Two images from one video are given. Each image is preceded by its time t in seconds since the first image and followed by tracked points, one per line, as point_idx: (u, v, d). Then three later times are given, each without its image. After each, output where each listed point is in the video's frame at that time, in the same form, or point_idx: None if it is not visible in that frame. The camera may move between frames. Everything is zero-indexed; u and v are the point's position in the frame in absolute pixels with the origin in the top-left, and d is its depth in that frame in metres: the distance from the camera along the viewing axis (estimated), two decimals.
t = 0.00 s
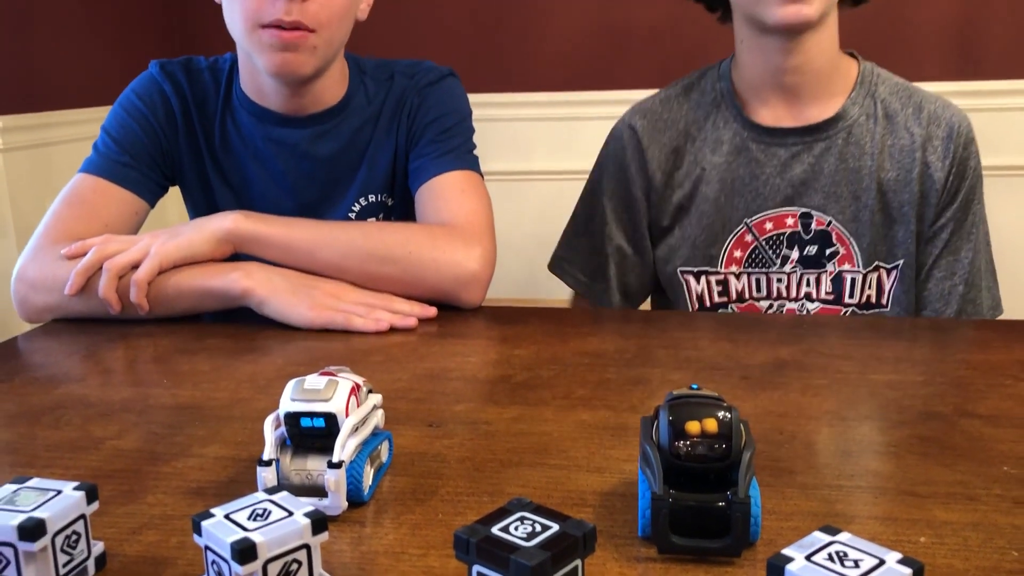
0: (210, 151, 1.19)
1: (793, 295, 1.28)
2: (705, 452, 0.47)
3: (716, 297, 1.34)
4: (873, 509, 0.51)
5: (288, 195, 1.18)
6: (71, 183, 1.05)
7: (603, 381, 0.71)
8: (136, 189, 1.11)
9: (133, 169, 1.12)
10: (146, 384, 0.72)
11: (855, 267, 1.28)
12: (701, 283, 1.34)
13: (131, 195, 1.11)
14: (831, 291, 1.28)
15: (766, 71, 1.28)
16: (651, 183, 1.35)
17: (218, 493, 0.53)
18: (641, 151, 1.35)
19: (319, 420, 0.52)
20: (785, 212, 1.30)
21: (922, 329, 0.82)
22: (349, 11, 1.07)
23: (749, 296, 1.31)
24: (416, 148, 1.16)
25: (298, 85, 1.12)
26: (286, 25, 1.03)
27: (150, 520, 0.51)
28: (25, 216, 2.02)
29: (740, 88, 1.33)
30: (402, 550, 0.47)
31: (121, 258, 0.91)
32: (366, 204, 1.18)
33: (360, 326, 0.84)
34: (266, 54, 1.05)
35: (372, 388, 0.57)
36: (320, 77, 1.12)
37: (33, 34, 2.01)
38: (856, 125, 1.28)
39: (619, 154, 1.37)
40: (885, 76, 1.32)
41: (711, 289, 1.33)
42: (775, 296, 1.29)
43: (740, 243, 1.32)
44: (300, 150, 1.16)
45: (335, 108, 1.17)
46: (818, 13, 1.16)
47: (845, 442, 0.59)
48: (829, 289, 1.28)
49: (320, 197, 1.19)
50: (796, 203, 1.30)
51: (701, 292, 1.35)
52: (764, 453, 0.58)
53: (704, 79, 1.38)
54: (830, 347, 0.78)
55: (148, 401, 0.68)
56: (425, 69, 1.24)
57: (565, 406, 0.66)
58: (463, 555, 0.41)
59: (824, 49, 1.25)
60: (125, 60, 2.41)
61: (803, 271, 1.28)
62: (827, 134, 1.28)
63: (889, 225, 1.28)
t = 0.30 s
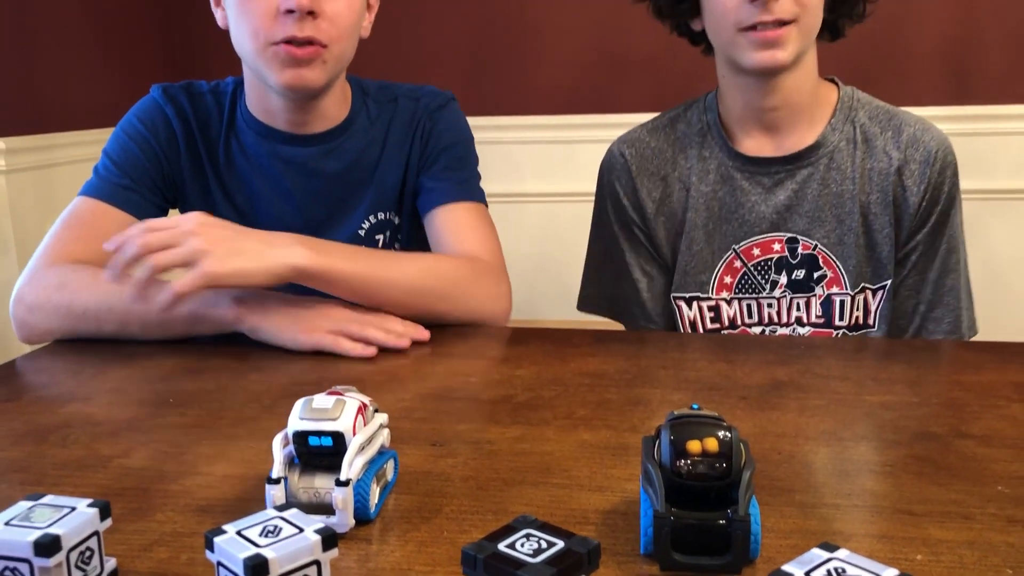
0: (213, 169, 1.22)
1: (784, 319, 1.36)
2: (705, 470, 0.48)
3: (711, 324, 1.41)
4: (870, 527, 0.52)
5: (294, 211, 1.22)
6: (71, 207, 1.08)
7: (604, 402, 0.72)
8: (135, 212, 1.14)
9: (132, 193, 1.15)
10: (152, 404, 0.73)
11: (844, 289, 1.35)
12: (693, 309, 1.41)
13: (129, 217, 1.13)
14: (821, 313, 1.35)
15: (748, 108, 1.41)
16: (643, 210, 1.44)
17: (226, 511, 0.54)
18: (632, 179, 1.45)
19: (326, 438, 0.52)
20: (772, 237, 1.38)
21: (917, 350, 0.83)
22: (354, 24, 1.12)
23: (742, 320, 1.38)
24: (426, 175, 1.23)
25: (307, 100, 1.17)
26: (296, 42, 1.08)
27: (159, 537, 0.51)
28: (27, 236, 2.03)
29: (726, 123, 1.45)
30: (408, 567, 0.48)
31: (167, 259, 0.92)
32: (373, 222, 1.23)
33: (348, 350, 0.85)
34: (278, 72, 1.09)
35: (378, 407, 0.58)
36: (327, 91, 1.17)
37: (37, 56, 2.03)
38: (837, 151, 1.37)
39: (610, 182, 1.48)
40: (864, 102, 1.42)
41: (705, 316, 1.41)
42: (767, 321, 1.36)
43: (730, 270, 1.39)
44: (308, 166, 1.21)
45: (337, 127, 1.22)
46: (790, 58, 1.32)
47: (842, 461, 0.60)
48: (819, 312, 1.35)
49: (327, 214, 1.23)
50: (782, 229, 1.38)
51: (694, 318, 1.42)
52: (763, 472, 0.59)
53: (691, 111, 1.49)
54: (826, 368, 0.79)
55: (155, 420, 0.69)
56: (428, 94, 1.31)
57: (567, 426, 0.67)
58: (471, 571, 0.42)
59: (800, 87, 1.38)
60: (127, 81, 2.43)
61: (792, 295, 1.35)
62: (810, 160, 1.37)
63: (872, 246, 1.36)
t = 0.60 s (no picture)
0: (224, 186, 1.25)
1: (781, 341, 1.37)
2: (709, 485, 0.49)
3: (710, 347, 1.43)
4: (870, 542, 0.53)
5: (303, 229, 1.25)
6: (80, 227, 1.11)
7: (606, 419, 0.73)
8: (144, 230, 1.16)
9: (143, 211, 1.17)
10: (159, 420, 0.74)
11: (840, 310, 1.36)
12: (692, 331, 1.43)
13: (138, 235, 1.15)
14: (818, 335, 1.36)
15: (739, 135, 1.44)
16: (641, 236, 1.44)
17: (237, 525, 0.55)
18: (628, 206, 1.45)
19: (336, 453, 0.53)
20: (769, 260, 1.40)
21: (914, 368, 0.85)
22: (367, 45, 1.17)
23: (739, 344, 1.40)
24: (434, 198, 1.27)
25: (320, 119, 1.21)
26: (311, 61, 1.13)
27: (171, 551, 0.52)
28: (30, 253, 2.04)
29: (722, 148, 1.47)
30: None
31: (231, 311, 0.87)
32: (382, 241, 1.26)
33: (340, 371, 0.85)
34: (292, 89, 1.14)
35: (385, 423, 0.59)
36: (339, 110, 1.21)
37: (40, 75, 2.05)
38: (831, 175, 1.40)
39: (606, 209, 1.47)
40: (855, 129, 1.46)
41: (704, 338, 1.42)
42: (765, 343, 1.38)
43: (727, 292, 1.41)
44: (319, 182, 1.25)
45: (349, 145, 1.27)
46: (778, 92, 1.37)
47: (842, 477, 0.61)
48: (815, 333, 1.36)
49: (338, 232, 1.26)
50: (780, 251, 1.40)
51: (694, 340, 1.43)
52: (765, 488, 0.60)
53: (686, 138, 1.51)
54: (825, 386, 0.80)
55: (163, 436, 0.70)
56: (438, 114, 1.35)
57: (570, 442, 0.68)
58: None
59: (792, 121, 1.42)
60: (129, 101, 2.46)
61: (789, 316, 1.37)
62: (804, 185, 1.40)
63: (864, 267, 1.38)
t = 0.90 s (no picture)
0: (238, 200, 1.28)
1: (777, 354, 1.38)
2: (713, 494, 0.50)
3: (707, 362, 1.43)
4: (870, 551, 0.54)
5: (314, 242, 1.27)
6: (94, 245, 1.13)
7: (609, 431, 0.74)
8: (155, 245, 1.18)
9: (150, 226, 1.19)
10: (167, 432, 0.74)
11: (833, 322, 1.37)
12: (688, 346, 1.43)
13: (149, 251, 1.17)
14: (813, 347, 1.37)
15: (730, 157, 1.46)
16: (634, 252, 1.45)
17: (248, 535, 0.56)
18: (621, 224, 1.46)
19: (346, 463, 0.54)
20: (762, 274, 1.41)
21: (911, 382, 0.86)
22: (383, 66, 1.20)
23: (735, 357, 1.40)
24: (441, 215, 1.30)
25: (335, 135, 1.24)
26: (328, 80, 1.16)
27: (184, 560, 0.53)
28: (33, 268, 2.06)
29: (714, 167, 1.49)
30: None
31: (286, 344, 0.81)
32: (391, 256, 1.29)
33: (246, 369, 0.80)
34: (309, 105, 1.17)
35: (393, 435, 0.60)
36: (354, 127, 1.24)
37: (43, 91, 2.07)
38: (822, 190, 1.42)
39: (599, 227, 1.49)
40: (844, 144, 1.47)
41: (700, 352, 1.42)
42: (760, 356, 1.38)
43: (722, 306, 1.42)
44: (329, 199, 1.28)
45: (361, 163, 1.30)
46: (767, 118, 1.39)
47: (841, 488, 0.63)
48: (810, 345, 1.37)
49: (349, 248, 1.29)
50: (773, 264, 1.41)
51: (690, 354, 1.44)
52: (766, 499, 0.61)
53: (678, 157, 1.53)
54: (824, 399, 0.81)
55: (170, 447, 0.71)
56: (447, 134, 1.39)
57: (574, 454, 0.69)
58: None
59: (781, 144, 1.43)
60: (131, 117, 2.48)
61: (784, 329, 1.38)
62: (794, 199, 1.42)
63: (858, 279, 1.39)
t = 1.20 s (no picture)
0: (253, 211, 1.31)
1: (777, 370, 1.40)
2: (717, 501, 0.52)
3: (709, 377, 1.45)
4: (869, 558, 0.55)
5: (328, 250, 1.30)
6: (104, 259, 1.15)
7: (614, 441, 0.75)
8: (165, 257, 1.20)
9: (162, 238, 1.21)
10: (180, 441, 0.76)
11: (833, 339, 1.39)
12: (690, 363, 1.45)
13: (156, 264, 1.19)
14: (813, 363, 1.39)
15: (729, 175, 1.47)
16: (633, 272, 1.47)
17: (262, 540, 0.57)
18: (620, 244, 1.47)
19: (359, 470, 0.56)
20: (762, 292, 1.43)
21: (911, 393, 0.87)
22: (397, 83, 1.22)
23: (737, 373, 1.42)
24: (447, 221, 1.33)
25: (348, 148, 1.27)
26: (342, 97, 1.19)
27: (200, 564, 0.54)
28: (41, 280, 2.07)
29: (711, 189, 1.51)
30: None
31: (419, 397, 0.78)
32: (402, 264, 1.32)
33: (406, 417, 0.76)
34: (323, 122, 1.19)
35: (404, 443, 0.62)
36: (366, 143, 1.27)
37: (52, 104, 2.09)
38: (820, 208, 1.44)
39: (598, 247, 1.50)
40: (841, 163, 1.50)
41: (702, 368, 1.44)
42: (762, 371, 1.41)
43: (723, 324, 1.43)
44: (341, 210, 1.31)
45: (372, 175, 1.33)
46: (765, 137, 1.40)
47: (842, 497, 0.64)
48: (810, 361, 1.39)
49: (360, 259, 1.31)
50: (773, 282, 1.43)
51: (692, 371, 1.45)
52: (768, 507, 0.62)
53: (677, 177, 1.54)
54: (824, 411, 0.83)
55: (184, 456, 0.72)
56: (452, 146, 1.43)
57: (579, 463, 0.71)
58: None
59: (779, 163, 1.45)
60: (138, 130, 2.50)
61: (784, 346, 1.40)
62: (792, 219, 1.44)
63: (857, 296, 1.41)
